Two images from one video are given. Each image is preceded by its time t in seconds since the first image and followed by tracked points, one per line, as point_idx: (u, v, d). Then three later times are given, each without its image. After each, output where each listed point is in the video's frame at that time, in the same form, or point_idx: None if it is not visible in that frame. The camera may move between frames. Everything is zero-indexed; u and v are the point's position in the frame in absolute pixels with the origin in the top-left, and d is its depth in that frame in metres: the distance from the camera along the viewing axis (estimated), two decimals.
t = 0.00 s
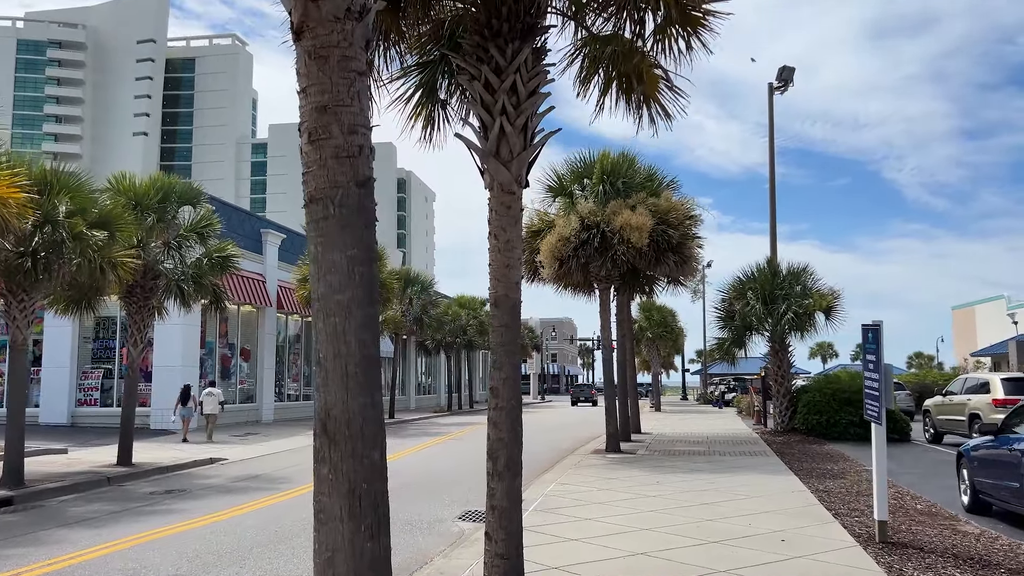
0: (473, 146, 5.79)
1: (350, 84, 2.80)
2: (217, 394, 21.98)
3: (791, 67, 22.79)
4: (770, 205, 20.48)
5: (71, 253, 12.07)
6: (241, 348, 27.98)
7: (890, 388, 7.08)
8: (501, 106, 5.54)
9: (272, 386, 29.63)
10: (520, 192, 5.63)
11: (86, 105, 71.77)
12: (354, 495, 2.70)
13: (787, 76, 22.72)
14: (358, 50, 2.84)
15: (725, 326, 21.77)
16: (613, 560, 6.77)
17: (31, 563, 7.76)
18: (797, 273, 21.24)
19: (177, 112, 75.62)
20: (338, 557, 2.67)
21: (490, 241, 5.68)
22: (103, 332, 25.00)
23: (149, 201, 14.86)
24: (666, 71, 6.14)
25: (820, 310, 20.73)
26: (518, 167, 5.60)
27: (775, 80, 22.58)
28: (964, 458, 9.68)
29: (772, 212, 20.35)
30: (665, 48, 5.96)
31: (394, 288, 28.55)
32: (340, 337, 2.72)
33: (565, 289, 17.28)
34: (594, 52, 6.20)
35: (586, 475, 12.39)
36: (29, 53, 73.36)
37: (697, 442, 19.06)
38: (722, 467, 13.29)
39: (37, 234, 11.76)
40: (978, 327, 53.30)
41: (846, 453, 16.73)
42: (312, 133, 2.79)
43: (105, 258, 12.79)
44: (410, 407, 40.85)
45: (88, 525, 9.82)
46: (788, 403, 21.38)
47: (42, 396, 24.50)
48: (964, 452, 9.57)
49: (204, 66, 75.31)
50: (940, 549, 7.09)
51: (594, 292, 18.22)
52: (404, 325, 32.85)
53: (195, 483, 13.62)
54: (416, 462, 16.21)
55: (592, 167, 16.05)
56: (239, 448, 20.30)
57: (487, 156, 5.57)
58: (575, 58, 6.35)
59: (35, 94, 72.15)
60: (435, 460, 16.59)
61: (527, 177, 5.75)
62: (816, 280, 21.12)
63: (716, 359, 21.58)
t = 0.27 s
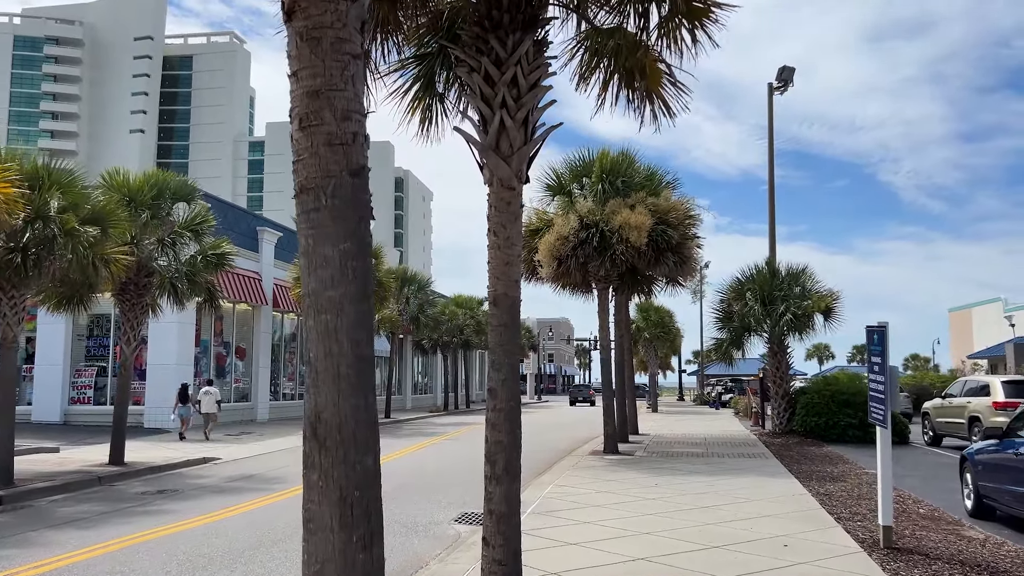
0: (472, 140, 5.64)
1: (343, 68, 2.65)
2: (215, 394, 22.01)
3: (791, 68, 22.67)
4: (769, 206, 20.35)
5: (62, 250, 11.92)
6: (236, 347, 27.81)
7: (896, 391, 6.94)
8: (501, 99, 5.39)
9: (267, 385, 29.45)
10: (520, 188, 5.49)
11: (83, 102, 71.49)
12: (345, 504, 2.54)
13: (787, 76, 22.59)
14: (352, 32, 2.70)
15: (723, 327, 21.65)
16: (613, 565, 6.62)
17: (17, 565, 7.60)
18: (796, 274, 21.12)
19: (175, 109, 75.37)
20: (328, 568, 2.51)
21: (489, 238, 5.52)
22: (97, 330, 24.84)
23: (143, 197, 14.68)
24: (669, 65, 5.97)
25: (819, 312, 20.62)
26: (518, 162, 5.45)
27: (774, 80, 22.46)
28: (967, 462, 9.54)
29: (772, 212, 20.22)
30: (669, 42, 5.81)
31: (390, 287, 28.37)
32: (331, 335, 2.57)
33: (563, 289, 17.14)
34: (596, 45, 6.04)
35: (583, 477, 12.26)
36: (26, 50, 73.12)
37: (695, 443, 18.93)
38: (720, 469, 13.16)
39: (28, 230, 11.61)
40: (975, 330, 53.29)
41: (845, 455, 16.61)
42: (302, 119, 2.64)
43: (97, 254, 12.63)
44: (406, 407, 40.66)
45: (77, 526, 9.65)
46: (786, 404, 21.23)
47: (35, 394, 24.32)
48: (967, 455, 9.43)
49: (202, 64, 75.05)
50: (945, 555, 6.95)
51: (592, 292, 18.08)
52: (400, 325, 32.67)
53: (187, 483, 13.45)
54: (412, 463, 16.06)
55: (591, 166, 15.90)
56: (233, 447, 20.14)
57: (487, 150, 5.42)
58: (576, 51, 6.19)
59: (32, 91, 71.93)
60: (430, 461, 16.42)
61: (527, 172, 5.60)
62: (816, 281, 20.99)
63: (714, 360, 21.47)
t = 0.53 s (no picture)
0: (468, 135, 5.50)
1: (335, 52, 2.52)
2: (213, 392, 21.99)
3: (790, 68, 22.58)
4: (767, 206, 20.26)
5: (52, 246, 11.76)
6: (229, 346, 27.64)
7: (898, 394, 6.82)
8: (499, 93, 5.26)
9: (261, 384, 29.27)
10: (518, 185, 5.35)
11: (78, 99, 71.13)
12: (333, 513, 2.41)
13: (786, 77, 22.51)
14: (343, 16, 2.56)
15: (720, 328, 21.54)
16: (612, 571, 6.49)
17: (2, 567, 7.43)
18: (793, 276, 21.02)
19: (170, 107, 75.06)
20: None
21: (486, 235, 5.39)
22: (89, 327, 24.63)
23: (136, 194, 14.51)
24: (671, 61, 5.84)
25: (817, 313, 20.49)
26: (516, 158, 5.31)
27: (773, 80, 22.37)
28: (968, 465, 9.42)
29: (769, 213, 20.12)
30: (671, 37, 5.68)
31: (385, 286, 28.19)
32: (320, 334, 2.43)
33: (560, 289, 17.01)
34: (596, 39, 5.91)
35: (579, 479, 12.14)
36: (21, 46, 72.77)
37: (692, 445, 18.82)
38: (717, 472, 13.05)
39: (17, 226, 11.46)
40: (970, 333, 53.34)
41: (842, 458, 16.51)
42: (291, 106, 2.51)
43: (88, 251, 12.47)
44: (401, 406, 40.50)
45: (65, 527, 9.48)
46: (783, 406, 21.12)
47: (26, 392, 24.09)
48: (967, 459, 9.32)
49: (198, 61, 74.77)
50: (948, 561, 6.83)
51: (589, 292, 17.95)
52: (396, 324, 32.51)
53: (178, 483, 13.28)
54: (407, 463, 15.91)
55: (588, 165, 15.75)
56: (225, 446, 19.96)
57: (484, 146, 5.29)
58: (575, 46, 6.06)
59: (27, 87, 71.56)
60: (424, 462, 16.27)
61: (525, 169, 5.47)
62: (813, 283, 20.89)
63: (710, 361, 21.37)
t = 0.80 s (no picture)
0: (460, 128, 5.37)
1: (317, 31, 2.38)
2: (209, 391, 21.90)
3: (786, 69, 22.52)
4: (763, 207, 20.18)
5: (39, 242, 11.60)
6: (221, 344, 27.46)
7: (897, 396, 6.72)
8: (492, 85, 5.14)
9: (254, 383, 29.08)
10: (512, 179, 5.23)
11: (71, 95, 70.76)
12: (311, 518, 2.27)
13: (782, 78, 22.43)
14: None
15: (715, 329, 21.45)
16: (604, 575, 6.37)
17: None
18: (788, 277, 20.95)
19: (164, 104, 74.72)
20: None
21: (478, 231, 5.27)
22: (79, 324, 24.43)
23: (126, 189, 14.32)
24: (668, 54, 5.73)
25: (812, 315, 20.34)
26: (509, 152, 5.19)
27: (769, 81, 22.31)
28: (965, 469, 9.32)
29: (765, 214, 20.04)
30: (668, 30, 5.57)
31: (379, 285, 28.04)
32: (298, 328, 2.30)
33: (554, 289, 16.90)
34: (593, 32, 5.79)
35: (571, 480, 12.02)
36: (15, 42, 72.36)
37: (686, 446, 18.74)
38: (712, 474, 12.95)
39: (3, 221, 11.29)
40: (964, 336, 53.43)
41: (837, 460, 16.44)
42: (270, 87, 2.37)
43: (76, 247, 12.31)
44: (394, 406, 40.34)
45: (49, 527, 9.31)
46: (777, 408, 21.04)
47: (15, 389, 23.86)
48: (965, 463, 9.21)
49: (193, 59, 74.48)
50: (946, 566, 6.73)
51: (584, 292, 17.84)
52: (389, 324, 32.35)
53: (166, 482, 13.13)
54: (399, 464, 15.76)
55: (583, 164, 15.63)
56: (216, 446, 19.79)
57: (477, 139, 5.16)
58: (572, 39, 5.95)
59: (20, 83, 71.14)
60: (416, 462, 16.13)
61: (518, 163, 5.34)
62: (808, 285, 20.81)
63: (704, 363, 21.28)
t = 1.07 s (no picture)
0: (449, 122, 5.24)
1: (287, 12, 2.24)
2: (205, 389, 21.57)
3: (781, 70, 22.44)
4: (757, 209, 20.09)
5: (23, 239, 11.41)
6: (212, 343, 27.25)
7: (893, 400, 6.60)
8: (481, 79, 5.00)
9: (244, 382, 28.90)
10: (502, 175, 5.10)
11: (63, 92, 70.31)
12: (276, 528, 2.13)
13: (777, 79, 22.35)
14: None
15: (708, 331, 21.35)
16: None
17: None
18: (782, 279, 20.87)
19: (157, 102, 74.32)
20: None
21: (467, 228, 5.14)
22: (68, 322, 24.15)
23: (114, 186, 14.11)
24: (663, 48, 5.60)
25: (806, 317, 20.25)
26: (498, 147, 5.06)
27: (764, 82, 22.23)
28: (960, 473, 9.22)
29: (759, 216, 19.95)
30: (662, 24, 5.44)
31: (371, 285, 27.85)
32: (265, 327, 2.16)
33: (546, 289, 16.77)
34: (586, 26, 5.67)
35: (562, 483, 11.90)
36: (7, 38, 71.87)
37: (679, 449, 18.63)
38: (705, 476, 12.83)
39: None
40: (956, 339, 53.52)
41: (830, 464, 16.35)
42: (238, 71, 2.23)
43: (62, 244, 12.13)
44: (386, 406, 40.15)
45: (29, 528, 9.13)
46: (770, 410, 20.95)
47: (3, 387, 23.61)
48: (960, 467, 9.11)
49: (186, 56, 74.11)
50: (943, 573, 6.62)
51: (577, 293, 17.71)
52: (382, 324, 32.16)
53: (152, 483, 12.94)
54: (388, 465, 15.60)
55: (577, 164, 15.49)
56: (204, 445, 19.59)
57: (465, 134, 5.03)
58: (564, 33, 5.82)
59: (12, 80, 70.66)
60: (406, 463, 15.97)
61: (508, 159, 5.21)
62: (802, 287, 20.73)
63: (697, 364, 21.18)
